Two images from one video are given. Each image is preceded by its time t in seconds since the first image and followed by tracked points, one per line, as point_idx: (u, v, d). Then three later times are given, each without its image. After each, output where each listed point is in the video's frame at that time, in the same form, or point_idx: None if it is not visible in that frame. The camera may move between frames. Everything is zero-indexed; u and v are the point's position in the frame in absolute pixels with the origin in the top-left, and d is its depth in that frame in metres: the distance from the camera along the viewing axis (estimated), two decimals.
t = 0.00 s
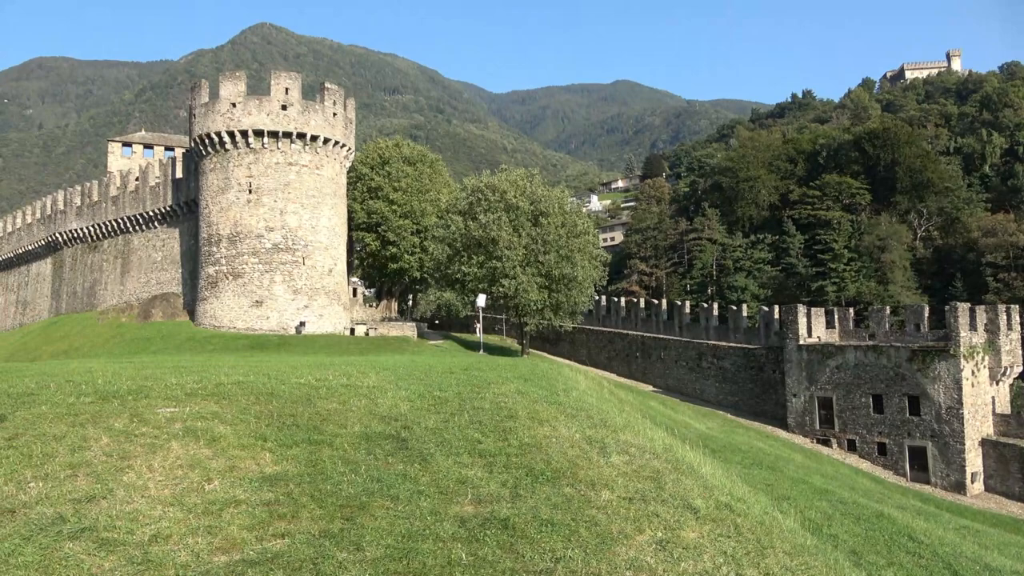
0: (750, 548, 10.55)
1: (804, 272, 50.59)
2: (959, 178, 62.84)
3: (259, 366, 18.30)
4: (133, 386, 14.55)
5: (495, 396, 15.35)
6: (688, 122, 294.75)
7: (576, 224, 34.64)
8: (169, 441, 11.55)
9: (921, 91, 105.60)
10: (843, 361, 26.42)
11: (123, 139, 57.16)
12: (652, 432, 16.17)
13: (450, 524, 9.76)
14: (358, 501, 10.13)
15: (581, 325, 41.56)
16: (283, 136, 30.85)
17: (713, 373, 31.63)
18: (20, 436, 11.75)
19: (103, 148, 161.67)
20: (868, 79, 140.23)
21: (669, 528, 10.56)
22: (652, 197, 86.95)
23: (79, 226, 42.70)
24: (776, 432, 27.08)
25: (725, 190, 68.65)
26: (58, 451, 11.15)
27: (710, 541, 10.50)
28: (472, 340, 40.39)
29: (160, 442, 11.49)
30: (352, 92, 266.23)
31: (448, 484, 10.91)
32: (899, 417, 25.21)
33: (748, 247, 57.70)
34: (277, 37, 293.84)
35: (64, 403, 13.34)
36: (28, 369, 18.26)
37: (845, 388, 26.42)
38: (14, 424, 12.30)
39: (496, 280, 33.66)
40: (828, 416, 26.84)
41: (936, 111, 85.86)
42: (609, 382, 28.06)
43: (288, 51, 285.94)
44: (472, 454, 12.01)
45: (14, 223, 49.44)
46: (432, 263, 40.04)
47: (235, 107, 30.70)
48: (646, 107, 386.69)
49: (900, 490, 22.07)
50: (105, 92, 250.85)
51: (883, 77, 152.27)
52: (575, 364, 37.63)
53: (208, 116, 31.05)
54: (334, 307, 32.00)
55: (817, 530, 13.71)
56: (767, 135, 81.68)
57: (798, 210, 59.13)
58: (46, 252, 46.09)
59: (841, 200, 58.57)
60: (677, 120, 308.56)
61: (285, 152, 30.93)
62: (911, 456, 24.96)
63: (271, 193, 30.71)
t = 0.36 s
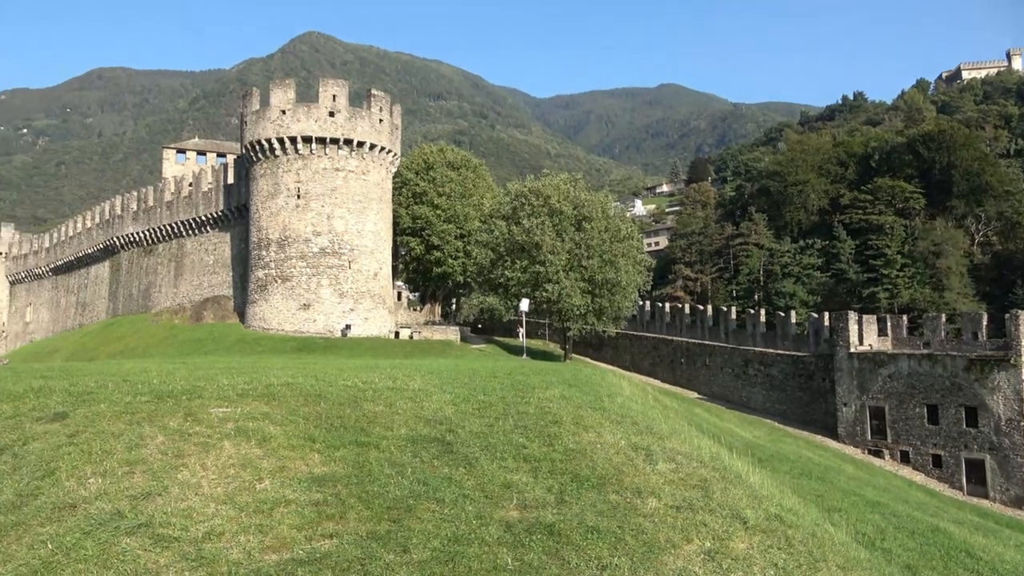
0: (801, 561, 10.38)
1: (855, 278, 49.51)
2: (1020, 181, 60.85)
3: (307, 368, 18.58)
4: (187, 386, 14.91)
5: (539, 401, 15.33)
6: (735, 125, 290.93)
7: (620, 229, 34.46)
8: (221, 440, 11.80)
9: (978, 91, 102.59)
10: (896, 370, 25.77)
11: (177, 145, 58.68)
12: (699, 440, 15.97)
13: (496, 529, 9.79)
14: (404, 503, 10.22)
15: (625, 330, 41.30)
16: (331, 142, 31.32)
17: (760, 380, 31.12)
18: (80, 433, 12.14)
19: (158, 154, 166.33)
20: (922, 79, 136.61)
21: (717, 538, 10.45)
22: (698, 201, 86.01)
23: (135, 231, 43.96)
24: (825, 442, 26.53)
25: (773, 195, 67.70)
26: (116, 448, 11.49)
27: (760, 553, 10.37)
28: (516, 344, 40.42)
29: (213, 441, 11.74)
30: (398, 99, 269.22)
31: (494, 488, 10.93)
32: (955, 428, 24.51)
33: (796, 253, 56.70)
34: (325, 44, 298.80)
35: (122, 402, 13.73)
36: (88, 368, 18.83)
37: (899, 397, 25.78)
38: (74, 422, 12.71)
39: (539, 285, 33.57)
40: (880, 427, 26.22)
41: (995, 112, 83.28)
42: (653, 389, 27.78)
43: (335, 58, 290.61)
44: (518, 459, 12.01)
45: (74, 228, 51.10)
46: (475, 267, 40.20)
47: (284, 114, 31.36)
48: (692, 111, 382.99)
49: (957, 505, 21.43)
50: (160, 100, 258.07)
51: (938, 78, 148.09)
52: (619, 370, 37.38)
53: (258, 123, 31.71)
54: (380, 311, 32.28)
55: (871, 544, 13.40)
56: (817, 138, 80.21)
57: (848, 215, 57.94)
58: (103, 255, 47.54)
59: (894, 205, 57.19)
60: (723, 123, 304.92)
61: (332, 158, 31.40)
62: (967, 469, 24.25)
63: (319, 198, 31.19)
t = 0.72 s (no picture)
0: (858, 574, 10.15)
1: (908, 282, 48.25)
2: None
3: (354, 371, 18.78)
4: (238, 388, 15.18)
5: (585, 406, 15.23)
6: (782, 126, 286.06)
7: (663, 233, 34.13)
8: (272, 442, 11.98)
9: None
10: (953, 377, 25.03)
11: (228, 152, 59.95)
12: (748, 448, 15.69)
13: (544, 535, 9.77)
14: (452, 507, 10.25)
15: (669, 335, 40.89)
16: (376, 148, 31.68)
17: (809, 387, 30.50)
18: (137, 434, 12.47)
19: (209, 161, 170.25)
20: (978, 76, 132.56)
21: (770, 549, 10.29)
22: (744, 204, 84.84)
23: (187, 236, 45.04)
24: (878, 451, 25.89)
25: (822, 197, 66.60)
26: (171, 448, 11.77)
27: (815, 564, 10.18)
28: (559, 349, 40.29)
29: (264, 443, 11.93)
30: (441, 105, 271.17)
31: (541, 493, 10.90)
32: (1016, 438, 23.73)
33: (846, 256, 55.52)
34: (370, 52, 302.72)
35: (176, 403, 14.06)
36: (143, 370, 19.31)
37: (955, 405, 25.04)
38: (131, 423, 13.05)
39: (582, 289, 33.41)
40: (936, 435, 25.47)
41: None
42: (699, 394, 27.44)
43: (380, 66, 294.17)
44: (564, 464, 11.96)
45: (129, 233, 52.58)
46: (518, 271, 40.20)
47: (331, 121, 31.77)
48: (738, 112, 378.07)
49: (1018, 517, 20.70)
50: (210, 109, 264.20)
51: (996, 74, 143.47)
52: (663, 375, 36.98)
53: (305, 130, 32.23)
54: (423, 315, 32.48)
55: (929, 558, 13.03)
56: (868, 139, 78.47)
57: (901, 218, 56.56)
58: (157, 260, 48.78)
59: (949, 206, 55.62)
60: (770, 125, 300.28)
61: (377, 163, 31.75)
62: None
63: (364, 203, 31.56)
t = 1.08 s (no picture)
0: None
1: (964, 283, 46.86)
2: None
3: (399, 374, 18.96)
4: (287, 391, 15.43)
5: (630, 411, 15.12)
6: (829, 125, 280.36)
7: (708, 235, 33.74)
8: (321, 444, 12.14)
9: None
10: (1013, 382, 24.21)
11: (275, 160, 61.10)
12: (800, 454, 15.40)
13: (591, 541, 9.73)
14: (499, 511, 10.25)
15: (715, 339, 40.39)
16: (418, 154, 31.95)
17: (861, 392, 29.82)
18: (191, 435, 12.75)
19: (256, 168, 173.64)
20: None
21: (824, 558, 10.09)
22: (791, 205, 83.46)
23: (236, 242, 45.98)
24: (934, 458, 25.16)
25: (873, 196, 65.63)
26: (224, 449, 12.01)
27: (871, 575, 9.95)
28: (602, 352, 40.07)
29: (314, 445, 12.10)
30: (483, 109, 272.33)
31: (588, 498, 10.83)
32: None
33: (898, 257, 54.20)
34: (412, 58, 305.63)
35: (228, 406, 14.34)
36: (196, 374, 19.75)
37: (1016, 411, 24.21)
38: (185, 424, 13.35)
39: (625, 292, 33.17)
40: (995, 442, 24.67)
41: None
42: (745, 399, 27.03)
43: (422, 72, 296.82)
44: (611, 469, 11.87)
45: (181, 240, 53.93)
46: (560, 275, 40.09)
47: (374, 127, 32.14)
48: (784, 112, 371.85)
49: None
50: (258, 118, 269.52)
51: None
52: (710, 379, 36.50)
53: (350, 137, 32.65)
54: (466, 318, 32.60)
55: (991, 569, 12.62)
56: (920, 136, 76.49)
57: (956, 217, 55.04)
58: (208, 266, 49.91)
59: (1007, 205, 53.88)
60: (817, 123, 294.56)
61: (420, 169, 32.01)
62: None
63: (407, 209, 31.84)
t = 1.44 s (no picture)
0: None
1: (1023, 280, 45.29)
2: None
3: (444, 380, 19.02)
4: (334, 396, 15.59)
5: (677, 414, 14.94)
6: (877, 120, 274.02)
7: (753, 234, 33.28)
8: (368, 448, 12.25)
9: None
10: None
11: (318, 169, 62.03)
12: (853, 458, 15.04)
13: (640, 546, 9.64)
14: (546, 516, 10.22)
15: (762, 340, 39.74)
16: (459, 159, 32.12)
17: (915, 394, 29.04)
18: (243, 440, 12.98)
19: (300, 177, 176.32)
20: None
21: (882, 565, 9.85)
22: (839, 203, 81.79)
23: (282, 250, 46.76)
24: (994, 462, 24.35)
25: (924, 192, 64.28)
26: (275, 454, 12.19)
27: None
28: (646, 355, 39.71)
29: (361, 450, 12.21)
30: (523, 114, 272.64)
31: (636, 503, 10.73)
32: None
33: (952, 254, 52.69)
34: (451, 65, 307.47)
35: (278, 411, 14.55)
36: (247, 380, 20.11)
37: None
38: (237, 429, 13.60)
39: (669, 293, 32.85)
40: None
41: None
42: (794, 401, 26.51)
43: (461, 79, 298.53)
44: (659, 474, 11.74)
45: (230, 249, 55.03)
46: (603, 277, 39.89)
47: (415, 134, 32.39)
48: (830, 108, 364.67)
49: None
50: (301, 129, 273.90)
51: None
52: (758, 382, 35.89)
53: (392, 144, 32.95)
54: (509, 323, 32.63)
55: None
56: (974, 129, 74.32)
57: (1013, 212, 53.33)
58: (255, 274, 50.82)
59: None
60: (865, 119, 288.22)
61: (461, 175, 32.17)
62: None
63: (449, 214, 32.02)
